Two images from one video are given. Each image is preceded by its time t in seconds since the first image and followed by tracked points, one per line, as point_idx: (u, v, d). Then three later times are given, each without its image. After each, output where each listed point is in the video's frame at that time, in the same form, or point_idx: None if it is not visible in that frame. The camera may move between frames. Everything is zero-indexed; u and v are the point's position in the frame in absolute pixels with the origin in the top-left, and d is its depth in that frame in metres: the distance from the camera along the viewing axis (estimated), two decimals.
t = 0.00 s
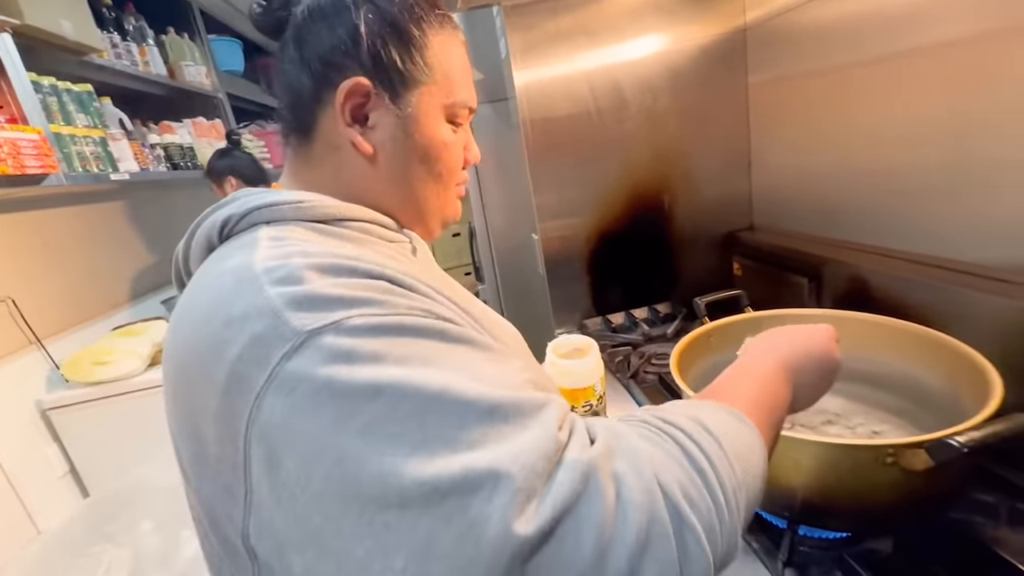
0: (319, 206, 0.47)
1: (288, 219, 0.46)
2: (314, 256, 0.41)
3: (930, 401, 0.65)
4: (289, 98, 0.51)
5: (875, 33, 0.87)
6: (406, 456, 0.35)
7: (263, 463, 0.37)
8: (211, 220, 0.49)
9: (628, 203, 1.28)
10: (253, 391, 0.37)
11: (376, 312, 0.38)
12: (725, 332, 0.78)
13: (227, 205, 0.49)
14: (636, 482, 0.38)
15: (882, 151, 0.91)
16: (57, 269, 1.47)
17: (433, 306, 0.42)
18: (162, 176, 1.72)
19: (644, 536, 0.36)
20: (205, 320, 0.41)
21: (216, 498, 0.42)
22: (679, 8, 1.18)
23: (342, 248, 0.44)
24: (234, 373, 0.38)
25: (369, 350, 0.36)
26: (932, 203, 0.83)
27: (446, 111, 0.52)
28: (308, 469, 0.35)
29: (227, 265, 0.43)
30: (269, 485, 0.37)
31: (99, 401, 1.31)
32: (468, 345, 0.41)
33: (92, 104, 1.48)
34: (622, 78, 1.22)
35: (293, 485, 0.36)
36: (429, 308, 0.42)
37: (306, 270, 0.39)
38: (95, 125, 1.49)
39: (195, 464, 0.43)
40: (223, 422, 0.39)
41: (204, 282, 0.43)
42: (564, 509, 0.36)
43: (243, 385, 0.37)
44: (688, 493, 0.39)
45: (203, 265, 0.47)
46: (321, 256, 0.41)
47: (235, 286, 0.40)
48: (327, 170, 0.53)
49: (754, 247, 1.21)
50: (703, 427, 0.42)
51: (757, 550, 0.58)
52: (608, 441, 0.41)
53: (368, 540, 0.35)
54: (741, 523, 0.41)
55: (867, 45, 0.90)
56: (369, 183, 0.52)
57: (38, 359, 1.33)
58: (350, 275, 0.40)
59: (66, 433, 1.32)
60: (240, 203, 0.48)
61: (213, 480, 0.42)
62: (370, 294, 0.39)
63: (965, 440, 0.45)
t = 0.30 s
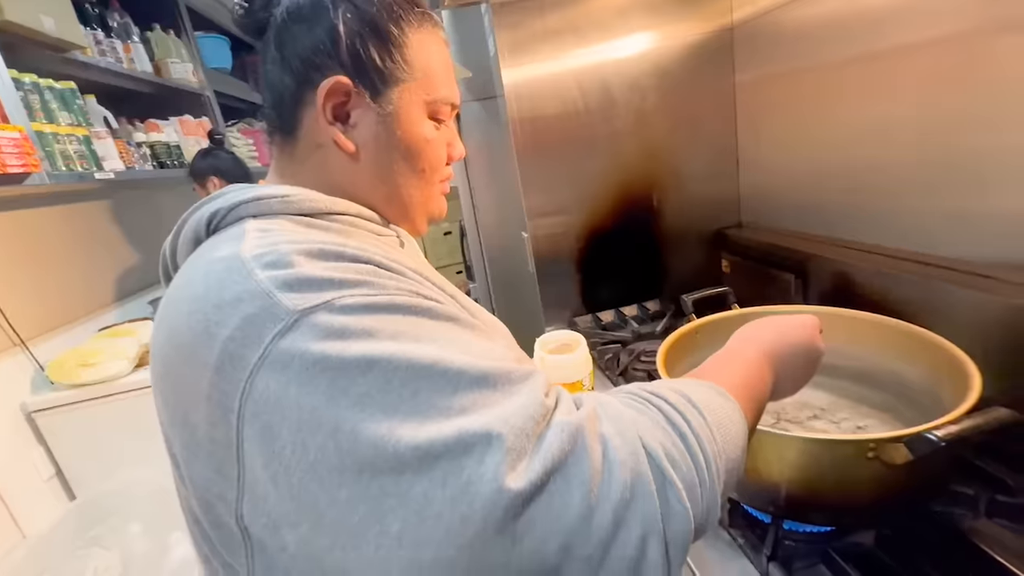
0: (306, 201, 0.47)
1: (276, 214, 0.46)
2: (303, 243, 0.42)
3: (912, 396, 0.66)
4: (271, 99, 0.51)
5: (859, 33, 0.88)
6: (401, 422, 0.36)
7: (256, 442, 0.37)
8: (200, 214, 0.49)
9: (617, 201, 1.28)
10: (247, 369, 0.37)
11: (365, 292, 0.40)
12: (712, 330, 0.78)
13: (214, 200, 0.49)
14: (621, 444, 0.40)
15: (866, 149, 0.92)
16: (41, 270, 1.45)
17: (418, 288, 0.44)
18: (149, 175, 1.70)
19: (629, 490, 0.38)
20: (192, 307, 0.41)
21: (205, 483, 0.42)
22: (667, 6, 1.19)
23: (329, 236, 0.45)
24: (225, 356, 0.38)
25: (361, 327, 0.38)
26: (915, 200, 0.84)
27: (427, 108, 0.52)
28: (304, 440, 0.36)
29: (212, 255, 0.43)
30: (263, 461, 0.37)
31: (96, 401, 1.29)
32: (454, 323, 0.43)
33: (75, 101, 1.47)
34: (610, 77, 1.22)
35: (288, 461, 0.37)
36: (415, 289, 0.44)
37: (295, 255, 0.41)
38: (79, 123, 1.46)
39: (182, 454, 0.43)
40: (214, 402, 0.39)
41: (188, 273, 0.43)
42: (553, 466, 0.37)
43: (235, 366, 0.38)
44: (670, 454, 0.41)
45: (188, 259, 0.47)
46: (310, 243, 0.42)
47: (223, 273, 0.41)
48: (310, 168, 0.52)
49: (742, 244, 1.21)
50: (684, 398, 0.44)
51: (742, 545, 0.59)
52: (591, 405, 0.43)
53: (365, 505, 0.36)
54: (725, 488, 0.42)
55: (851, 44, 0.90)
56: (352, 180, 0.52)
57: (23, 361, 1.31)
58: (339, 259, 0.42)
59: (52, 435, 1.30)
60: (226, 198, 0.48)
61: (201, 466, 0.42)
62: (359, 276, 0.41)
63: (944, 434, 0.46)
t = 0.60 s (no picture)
0: (289, 192, 0.46)
1: (259, 204, 0.46)
2: (289, 224, 0.42)
3: (896, 392, 0.67)
4: (250, 96, 0.50)
5: (844, 31, 0.89)
6: (396, 387, 0.36)
7: (248, 418, 0.37)
8: (182, 206, 0.49)
9: (606, 199, 1.28)
10: (235, 345, 0.37)
11: (354, 267, 0.40)
12: (698, 328, 0.78)
13: (197, 192, 0.49)
14: (617, 409, 0.39)
15: (852, 147, 0.92)
16: (20, 270, 1.42)
17: (408, 264, 0.44)
18: (132, 172, 1.68)
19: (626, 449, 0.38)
20: (176, 291, 0.40)
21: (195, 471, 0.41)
22: (656, 3, 1.18)
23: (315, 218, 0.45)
24: (212, 334, 0.38)
25: (352, 297, 0.38)
26: (901, 198, 0.85)
27: (408, 101, 0.51)
28: (297, 409, 0.36)
29: (194, 244, 0.42)
30: (256, 436, 0.36)
31: (74, 402, 1.27)
32: (443, 297, 0.43)
33: (54, 97, 1.42)
34: (598, 74, 1.21)
35: (281, 433, 0.36)
36: (404, 265, 0.44)
37: (281, 235, 0.40)
38: (59, 119, 1.43)
39: (170, 443, 0.42)
40: (202, 382, 0.38)
41: (170, 263, 0.42)
42: (550, 416, 0.37)
43: (223, 343, 0.37)
44: (663, 405, 0.41)
45: (169, 251, 0.45)
46: (296, 225, 0.42)
47: (207, 256, 0.40)
48: (291, 164, 0.51)
49: (730, 241, 1.22)
50: (674, 364, 0.44)
51: (727, 542, 0.59)
52: (583, 368, 0.43)
53: (363, 472, 0.35)
54: (719, 438, 0.42)
55: (837, 42, 0.91)
56: (334, 175, 0.51)
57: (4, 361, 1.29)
58: (326, 238, 0.42)
59: (32, 438, 1.28)
60: (208, 189, 0.48)
61: (189, 453, 0.41)
62: (346, 253, 0.41)
63: (924, 430, 0.46)
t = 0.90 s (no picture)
0: (292, 187, 0.47)
1: (262, 200, 0.46)
2: (300, 213, 0.43)
3: (888, 390, 0.67)
4: (248, 95, 0.50)
5: (839, 30, 0.89)
6: (422, 346, 0.38)
7: (277, 387, 0.37)
8: (184, 202, 0.49)
9: (602, 198, 1.28)
10: (261, 319, 0.38)
11: (367, 246, 0.42)
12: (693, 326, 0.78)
13: (200, 188, 0.49)
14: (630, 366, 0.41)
15: (847, 146, 0.93)
16: (15, 269, 1.42)
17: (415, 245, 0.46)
18: (127, 171, 1.67)
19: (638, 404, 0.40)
20: (193, 279, 0.41)
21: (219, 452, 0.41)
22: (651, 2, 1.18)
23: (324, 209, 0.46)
24: (236, 311, 0.39)
25: (371, 267, 0.40)
26: (894, 197, 0.85)
27: (407, 101, 0.51)
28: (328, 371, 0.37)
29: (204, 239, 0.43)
30: (288, 403, 0.37)
31: (70, 403, 1.27)
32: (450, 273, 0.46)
33: (49, 96, 1.41)
34: (594, 73, 1.21)
35: (312, 396, 0.37)
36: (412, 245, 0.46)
37: (294, 221, 0.42)
38: (54, 118, 1.42)
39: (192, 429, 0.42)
40: (226, 358, 0.39)
41: (181, 259, 0.43)
42: (565, 365, 0.39)
43: (248, 318, 0.38)
44: (668, 355, 0.43)
45: (170, 247, 0.47)
46: (306, 214, 0.44)
47: (223, 244, 0.41)
48: (290, 162, 0.51)
49: (726, 239, 1.22)
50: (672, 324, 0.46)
51: (719, 540, 0.59)
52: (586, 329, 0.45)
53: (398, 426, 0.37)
54: (723, 389, 0.44)
55: (831, 42, 0.91)
56: (332, 174, 0.51)
57: None
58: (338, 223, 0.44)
59: (29, 437, 1.28)
60: (212, 185, 0.48)
61: (211, 434, 0.41)
62: (358, 235, 0.43)
63: (912, 430, 0.46)
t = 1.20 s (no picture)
0: (281, 187, 0.46)
1: (254, 199, 0.45)
2: (289, 216, 0.43)
3: (875, 389, 0.67)
4: (238, 90, 0.49)
5: (831, 30, 0.89)
6: (406, 367, 0.37)
7: (259, 403, 0.37)
8: (172, 199, 0.48)
9: (595, 196, 1.28)
10: (246, 331, 0.37)
11: (356, 255, 0.41)
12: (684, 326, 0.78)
13: (189, 185, 0.48)
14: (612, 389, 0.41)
15: (838, 146, 0.93)
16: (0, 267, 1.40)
17: (405, 253, 0.46)
18: (116, 167, 1.65)
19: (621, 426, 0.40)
20: (179, 282, 0.40)
21: (200, 460, 0.41)
22: None
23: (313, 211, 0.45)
24: (220, 321, 0.38)
25: (358, 282, 0.39)
26: (885, 198, 0.85)
27: (397, 99, 0.50)
28: (309, 391, 0.36)
29: (191, 238, 0.42)
30: (269, 420, 0.37)
31: (56, 401, 1.25)
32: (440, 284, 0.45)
33: (36, 91, 1.39)
34: (587, 71, 1.21)
35: (293, 414, 0.37)
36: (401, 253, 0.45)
37: (283, 226, 0.41)
38: (42, 113, 1.40)
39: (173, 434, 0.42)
40: (211, 368, 0.38)
41: (169, 257, 0.42)
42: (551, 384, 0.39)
43: (232, 330, 0.38)
44: (654, 373, 0.42)
45: (157, 246, 0.46)
46: (296, 216, 0.43)
47: (211, 247, 0.40)
48: (279, 159, 0.50)
49: (717, 238, 1.22)
50: (662, 335, 0.46)
51: (706, 540, 0.59)
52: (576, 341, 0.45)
53: (376, 450, 0.36)
54: (711, 400, 0.43)
55: (823, 41, 0.91)
56: (321, 171, 0.50)
57: None
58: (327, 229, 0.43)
59: (14, 436, 1.26)
60: (201, 183, 0.47)
61: (195, 442, 0.41)
62: (347, 243, 0.42)
63: (895, 430, 0.46)
